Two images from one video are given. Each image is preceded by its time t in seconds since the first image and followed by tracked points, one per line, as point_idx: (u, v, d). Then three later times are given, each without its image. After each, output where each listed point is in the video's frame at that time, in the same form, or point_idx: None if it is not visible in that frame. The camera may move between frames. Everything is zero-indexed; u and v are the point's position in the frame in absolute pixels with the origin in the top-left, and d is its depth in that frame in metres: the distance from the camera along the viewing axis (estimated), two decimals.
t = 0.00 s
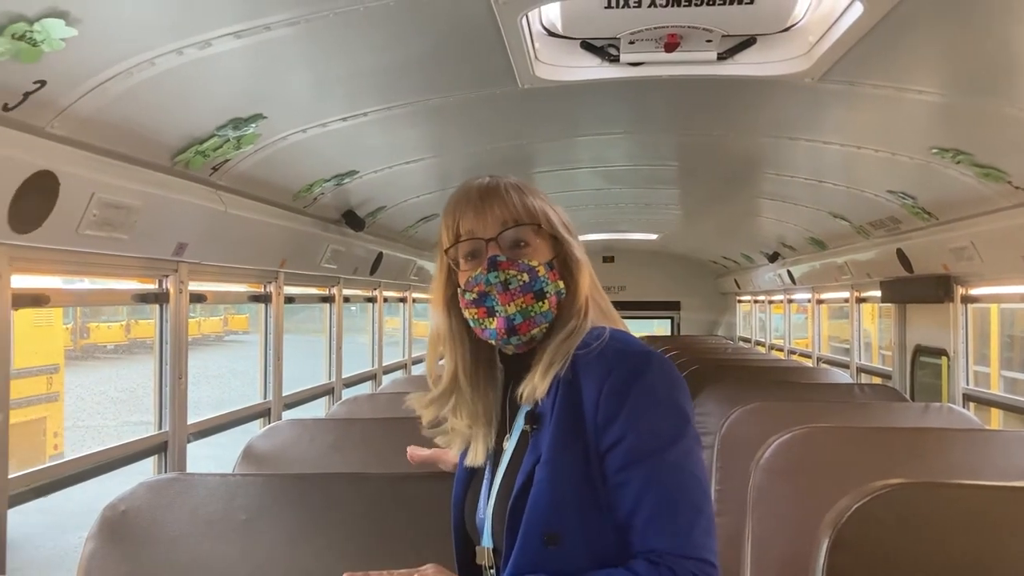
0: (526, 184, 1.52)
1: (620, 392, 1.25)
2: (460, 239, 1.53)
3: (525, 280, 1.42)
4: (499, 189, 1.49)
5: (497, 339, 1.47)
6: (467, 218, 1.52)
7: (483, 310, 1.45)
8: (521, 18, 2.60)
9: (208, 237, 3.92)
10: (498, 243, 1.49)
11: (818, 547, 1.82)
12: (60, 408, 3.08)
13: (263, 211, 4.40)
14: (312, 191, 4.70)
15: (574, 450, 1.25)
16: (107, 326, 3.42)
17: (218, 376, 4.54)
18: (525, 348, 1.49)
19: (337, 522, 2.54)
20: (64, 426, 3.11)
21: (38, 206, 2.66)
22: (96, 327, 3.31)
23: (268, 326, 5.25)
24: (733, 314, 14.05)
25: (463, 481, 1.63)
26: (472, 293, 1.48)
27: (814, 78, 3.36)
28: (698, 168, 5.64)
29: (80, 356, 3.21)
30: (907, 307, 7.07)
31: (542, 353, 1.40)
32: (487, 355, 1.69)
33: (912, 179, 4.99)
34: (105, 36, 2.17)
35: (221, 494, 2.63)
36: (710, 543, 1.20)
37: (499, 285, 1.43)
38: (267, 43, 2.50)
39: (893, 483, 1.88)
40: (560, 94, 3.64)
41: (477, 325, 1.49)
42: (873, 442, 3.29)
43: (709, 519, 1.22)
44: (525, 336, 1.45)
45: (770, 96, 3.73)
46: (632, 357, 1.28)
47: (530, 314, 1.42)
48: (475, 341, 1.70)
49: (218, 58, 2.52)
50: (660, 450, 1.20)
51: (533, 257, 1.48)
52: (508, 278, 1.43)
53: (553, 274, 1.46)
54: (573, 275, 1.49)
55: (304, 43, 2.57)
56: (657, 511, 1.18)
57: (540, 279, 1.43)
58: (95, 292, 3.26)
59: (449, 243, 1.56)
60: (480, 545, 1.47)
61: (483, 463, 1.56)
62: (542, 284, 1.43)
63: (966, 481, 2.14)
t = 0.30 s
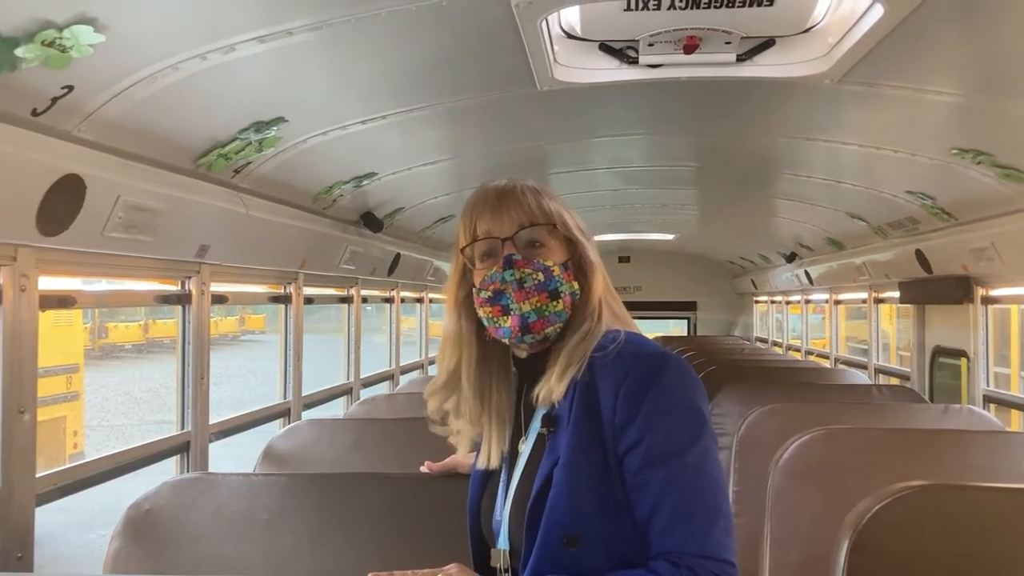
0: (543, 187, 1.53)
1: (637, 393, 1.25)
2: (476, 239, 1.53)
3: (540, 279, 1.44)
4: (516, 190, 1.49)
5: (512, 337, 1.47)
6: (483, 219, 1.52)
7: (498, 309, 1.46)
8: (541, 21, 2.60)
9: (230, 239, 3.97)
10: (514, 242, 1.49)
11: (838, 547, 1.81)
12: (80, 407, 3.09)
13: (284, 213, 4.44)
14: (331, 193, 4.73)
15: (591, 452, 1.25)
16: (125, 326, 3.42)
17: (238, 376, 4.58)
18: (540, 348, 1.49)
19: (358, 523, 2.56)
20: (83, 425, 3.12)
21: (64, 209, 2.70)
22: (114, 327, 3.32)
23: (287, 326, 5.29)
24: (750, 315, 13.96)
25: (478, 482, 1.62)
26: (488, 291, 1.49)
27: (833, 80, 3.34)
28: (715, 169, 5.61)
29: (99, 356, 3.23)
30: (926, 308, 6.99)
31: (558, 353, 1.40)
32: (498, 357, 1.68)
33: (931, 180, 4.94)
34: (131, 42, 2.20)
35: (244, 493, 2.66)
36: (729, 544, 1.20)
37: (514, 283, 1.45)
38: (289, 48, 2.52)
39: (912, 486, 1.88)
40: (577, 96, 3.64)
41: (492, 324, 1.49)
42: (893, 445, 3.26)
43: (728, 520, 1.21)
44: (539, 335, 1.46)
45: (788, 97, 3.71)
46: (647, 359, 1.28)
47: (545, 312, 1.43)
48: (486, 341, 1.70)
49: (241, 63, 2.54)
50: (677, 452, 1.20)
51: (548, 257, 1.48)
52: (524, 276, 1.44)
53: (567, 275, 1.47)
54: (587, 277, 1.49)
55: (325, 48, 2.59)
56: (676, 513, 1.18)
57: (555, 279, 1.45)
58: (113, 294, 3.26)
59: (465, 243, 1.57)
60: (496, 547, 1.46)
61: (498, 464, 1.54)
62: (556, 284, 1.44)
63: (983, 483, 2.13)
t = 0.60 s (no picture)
0: (564, 186, 1.52)
1: (656, 393, 1.24)
2: (497, 237, 1.53)
3: (560, 277, 1.43)
4: (537, 189, 1.49)
5: (531, 334, 1.47)
6: (505, 217, 1.52)
7: (518, 306, 1.46)
8: (558, 22, 2.60)
9: (249, 239, 3.99)
10: (535, 239, 1.49)
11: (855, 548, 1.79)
12: (99, 406, 3.12)
13: (303, 213, 4.46)
14: (349, 193, 4.76)
15: (611, 450, 1.25)
16: (144, 325, 3.46)
17: (256, 375, 4.61)
18: (559, 346, 1.49)
19: (376, 522, 2.57)
20: (103, 423, 3.15)
21: (87, 209, 2.73)
22: (133, 326, 3.36)
23: (306, 326, 5.32)
24: (767, 315, 13.85)
25: (497, 482, 1.61)
26: (508, 288, 1.49)
27: (852, 79, 3.31)
28: (732, 168, 5.57)
29: (119, 356, 3.28)
30: (945, 308, 6.90)
31: (577, 351, 1.40)
32: (519, 357, 1.70)
33: (951, 179, 4.88)
34: (154, 44, 2.22)
35: (264, 491, 2.67)
36: (747, 543, 1.19)
37: (534, 280, 1.44)
38: (308, 49, 2.54)
39: (928, 487, 1.87)
40: (594, 96, 3.63)
41: (512, 321, 1.49)
42: (913, 446, 3.23)
43: (747, 518, 1.21)
44: (559, 332, 1.45)
45: (806, 96, 3.67)
46: (666, 357, 1.27)
47: (565, 310, 1.43)
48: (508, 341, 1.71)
49: (261, 64, 2.56)
50: (696, 451, 1.19)
51: (569, 255, 1.48)
52: (544, 273, 1.44)
53: (587, 273, 1.46)
54: (607, 277, 1.48)
55: (344, 49, 2.60)
56: (694, 511, 1.17)
57: (575, 277, 1.44)
58: (134, 293, 3.30)
59: (486, 240, 1.57)
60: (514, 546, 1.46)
61: (516, 465, 1.56)
62: (577, 282, 1.44)
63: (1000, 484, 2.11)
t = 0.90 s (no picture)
0: (580, 187, 1.52)
1: (671, 393, 1.23)
2: (513, 237, 1.53)
3: (576, 276, 1.42)
4: (553, 189, 1.49)
5: (546, 334, 1.45)
6: (520, 216, 1.52)
7: (534, 306, 1.45)
8: (573, 21, 2.59)
9: (266, 239, 4.01)
10: (551, 239, 1.48)
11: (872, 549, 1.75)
12: (117, 405, 3.16)
13: (319, 213, 4.48)
14: (365, 194, 4.78)
15: (626, 451, 1.24)
16: (162, 325, 3.50)
17: (272, 374, 4.64)
18: (574, 346, 1.47)
19: (392, 523, 2.57)
20: (121, 422, 3.18)
21: (107, 210, 2.75)
22: (151, 326, 3.40)
23: (322, 325, 5.35)
24: (784, 315, 13.75)
25: (513, 482, 1.61)
26: (523, 288, 1.47)
27: (869, 78, 3.28)
28: (748, 167, 5.53)
29: (137, 355, 3.32)
30: (964, 308, 6.81)
31: (593, 352, 1.39)
32: (534, 357, 1.68)
33: (971, 178, 4.82)
34: (172, 46, 2.24)
35: (280, 490, 2.68)
36: (764, 543, 1.18)
37: (550, 280, 1.43)
38: (324, 50, 2.55)
39: (946, 488, 1.85)
40: (609, 96, 3.62)
41: (527, 321, 1.48)
42: (932, 448, 3.19)
43: (764, 519, 1.20)
44: (574, 332, 1.44)
45: (823, 96, 3.64)
46: (681, 357, 1.26)
47: (581, 310, 1.41)
48: (524, 343, 1.69)
49: (278, 65, 2.57)
50: (711, 451, 1.18)
51: (584, 256, 1.47)
52: (560, 273, 1.43)
53: (602, 274, 1.45)
54: (622, 277, 1.47)
55: (360, 50, 2.61)
56: (710, 512, 1.16)
57: (591, 277, 1.43)
58: (152, 293, 3.34)
59: (501, 239, 1.56)
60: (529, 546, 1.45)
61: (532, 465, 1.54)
62: (592, 281, 1.42)
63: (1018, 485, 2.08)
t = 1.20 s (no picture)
0: (594, 184, 1.51)
1: (684, 390, 1.21)
2: (526, 233, 1.51)
3: (590, 277, 1.40)
4: (567, 185, 1.48)
5: (559, 334, 1.43)
6: (533, 212, 1.50)
7: (547, 306, 1.42)
8: (587, 18, 2.57)
9: (281, 237, 4.02)
10: (564, 237, 1.47)
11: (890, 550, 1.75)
12: (134, 403, 3.18)
13: (333, 212, 4.48)
14: (379, 192, 4.78)
15: (637, 449, 1.22)
16: (178, 324, 3.52)
17: (287, 372, 4.65)
18: (587, 346, 1.45)
19: (406, 521, 2.56)
20: (137, 420, 3.20)
21: (122, 207, 2.76)
22: (168, 325, 3.42)
23: (337, 324, 5.35)
24: (801, 314, 13.63)
25: (521, 479, 1.59)
26: (536, 288, 1.45)
27: (886, 74, 3.23)
28: (764, 166, 5.48)
29: (153, 353, 3.33)
30: (984, 308, 6.70)
31: (606, 350, 1.37)
32: (544, 352, 1.68)
33: (992, 175, 4.74)
34: (186, 44, 2.24)
35: (295, 487, 2.67)
36: (779, 542, 1.16)
37: (564, 280, 1.41)
38: (339, 48, 2.54)
39: (967, 488, 1.81)
40: (623, 93, 3.59)
41: (540, 320, 1.45)
42: (952, 449, 3.13)
43: (779, 518, 1.17)
44: (588, 333, 1.41)
45: (840, 92, 3.60)
46: (694, 355, 1.24)
47: (595, 311, 1.39)
48: (534, 339, 1.69)
49: (292, 63, 2.57)
50: (725, 450, 1.16)
51: (598, 254, 1.46)
52: (574, 273, 1.40)
53: (617, 273, 1.43)
54: (636, 275, 1.46)
55: (374, 48, 2.60)
56: (725, 510, 1.14)
57: (604, 276, 1.41)
58: (170, 290, 3.35)
59: (514, 236, 1.55)
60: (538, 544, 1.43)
61: (540, 459, 1.53)
62: (607, 282, 1.40)
63: None
